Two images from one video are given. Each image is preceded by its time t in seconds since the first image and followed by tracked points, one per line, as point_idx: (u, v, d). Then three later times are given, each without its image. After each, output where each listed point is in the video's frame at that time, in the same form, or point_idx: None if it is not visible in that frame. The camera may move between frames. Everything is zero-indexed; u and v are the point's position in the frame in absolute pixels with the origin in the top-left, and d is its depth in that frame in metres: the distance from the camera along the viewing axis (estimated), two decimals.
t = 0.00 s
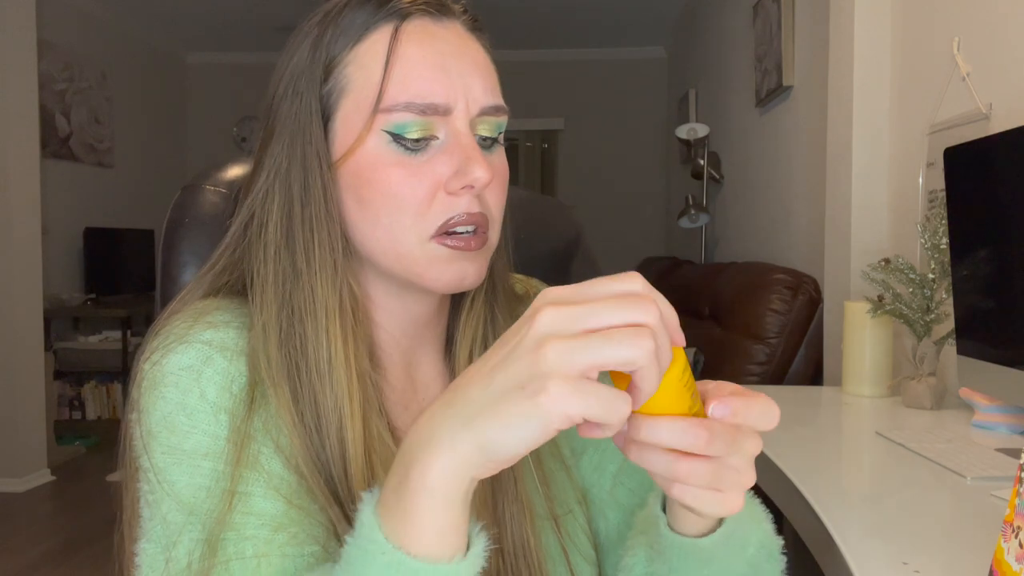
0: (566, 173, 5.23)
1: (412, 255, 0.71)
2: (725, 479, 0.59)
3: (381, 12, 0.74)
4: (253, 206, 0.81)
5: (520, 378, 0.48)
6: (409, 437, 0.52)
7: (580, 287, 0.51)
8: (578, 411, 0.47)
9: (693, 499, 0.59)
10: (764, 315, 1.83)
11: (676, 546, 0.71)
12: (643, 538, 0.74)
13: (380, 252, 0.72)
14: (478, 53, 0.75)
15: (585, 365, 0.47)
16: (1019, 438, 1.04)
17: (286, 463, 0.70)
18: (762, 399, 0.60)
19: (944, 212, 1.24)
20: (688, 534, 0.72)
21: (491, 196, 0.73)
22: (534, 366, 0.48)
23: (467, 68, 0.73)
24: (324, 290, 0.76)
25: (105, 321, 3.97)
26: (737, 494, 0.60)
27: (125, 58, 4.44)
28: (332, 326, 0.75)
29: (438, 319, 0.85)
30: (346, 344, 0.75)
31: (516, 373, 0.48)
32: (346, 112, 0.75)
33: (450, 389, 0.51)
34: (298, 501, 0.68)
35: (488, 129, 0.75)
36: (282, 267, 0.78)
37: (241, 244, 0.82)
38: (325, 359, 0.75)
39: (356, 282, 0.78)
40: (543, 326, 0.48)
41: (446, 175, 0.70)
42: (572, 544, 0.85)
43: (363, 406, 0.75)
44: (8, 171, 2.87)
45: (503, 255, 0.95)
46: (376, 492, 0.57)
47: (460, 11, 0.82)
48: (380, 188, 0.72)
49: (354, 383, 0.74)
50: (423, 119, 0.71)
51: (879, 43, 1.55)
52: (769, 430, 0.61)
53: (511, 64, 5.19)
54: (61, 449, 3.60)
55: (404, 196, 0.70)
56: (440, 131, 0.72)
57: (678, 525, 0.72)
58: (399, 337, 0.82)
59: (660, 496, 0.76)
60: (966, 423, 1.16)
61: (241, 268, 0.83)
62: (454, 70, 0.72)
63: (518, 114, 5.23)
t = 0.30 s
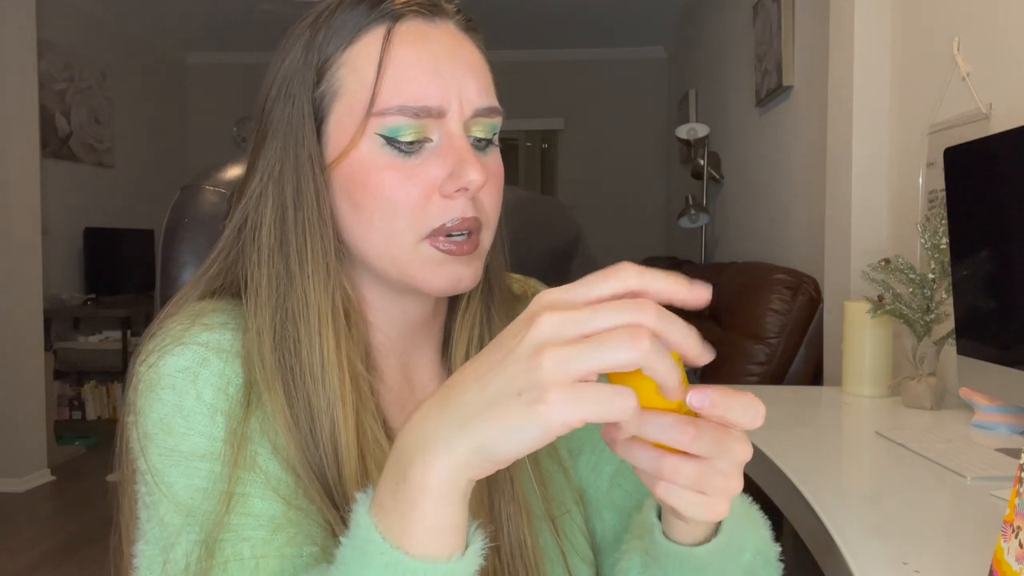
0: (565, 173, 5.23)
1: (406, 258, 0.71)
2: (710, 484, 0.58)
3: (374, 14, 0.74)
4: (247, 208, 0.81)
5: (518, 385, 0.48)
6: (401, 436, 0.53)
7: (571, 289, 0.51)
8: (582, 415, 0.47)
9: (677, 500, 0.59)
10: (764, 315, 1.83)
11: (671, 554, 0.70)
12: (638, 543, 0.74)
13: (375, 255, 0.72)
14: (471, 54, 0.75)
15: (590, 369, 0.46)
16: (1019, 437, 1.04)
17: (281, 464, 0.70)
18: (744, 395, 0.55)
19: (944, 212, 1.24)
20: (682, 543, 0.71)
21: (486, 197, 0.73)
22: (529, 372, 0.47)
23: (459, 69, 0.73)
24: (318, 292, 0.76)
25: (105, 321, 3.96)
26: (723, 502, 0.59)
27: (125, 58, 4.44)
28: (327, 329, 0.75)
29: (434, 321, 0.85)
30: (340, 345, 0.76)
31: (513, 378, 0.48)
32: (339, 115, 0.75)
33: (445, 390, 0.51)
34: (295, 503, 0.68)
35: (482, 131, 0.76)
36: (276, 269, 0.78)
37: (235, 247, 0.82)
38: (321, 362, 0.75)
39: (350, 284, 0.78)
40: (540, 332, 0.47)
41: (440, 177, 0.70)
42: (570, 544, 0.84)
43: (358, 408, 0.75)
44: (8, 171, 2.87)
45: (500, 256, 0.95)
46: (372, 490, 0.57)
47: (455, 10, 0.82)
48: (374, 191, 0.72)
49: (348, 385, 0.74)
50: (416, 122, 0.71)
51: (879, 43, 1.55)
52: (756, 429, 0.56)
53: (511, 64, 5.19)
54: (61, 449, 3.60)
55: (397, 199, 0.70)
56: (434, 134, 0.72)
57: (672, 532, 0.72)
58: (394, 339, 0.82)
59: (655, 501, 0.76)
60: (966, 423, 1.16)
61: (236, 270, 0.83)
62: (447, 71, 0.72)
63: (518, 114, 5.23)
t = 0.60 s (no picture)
0: (565, 173, 5.23)
1: (409, 257, 0.71)
2: (714, 480, 0.57)
3: (381, 16, 0.74)
4: (250, 207, 0.81)
5: (515, 389, 0.48)
6: (393, 438, 0.52)
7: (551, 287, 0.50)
8: (580, 414, 0.48)
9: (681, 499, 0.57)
10: (764, 315, 1.83)
11: (668, 559, 0.70)
12: (635, 546, 0.74)
13: (378, 254, 0.72)
14: (477, 57, 0.75)
15: (584, 370, 0.47)
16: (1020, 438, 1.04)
17: (280, 464, 0.70)
18: (727, 385, 0.56)
19: (944, 212, 1.24)
20: (677, 547, 0.71)
21: (488, 199, 0.73)
22: (528, 377, 0.47)
23: (466, 71, 0.73)
24: (320, 291, 0.76)
25: (105, 322, 3.96)
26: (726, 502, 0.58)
27: (125, 58, 4.44)
28: (330, 327, 0.75)
29: (435, 320, 0.85)
30: (342, 344, 0.75)
31: (509, 385, 0.48)
32: (346, 115, 0.75)
33: (432, 391, 0.51)
34: (295, 503, 0.68)
35: (485, 134, 0.76)
36: (278, 268, 0.77)
37: (237, 245, 0.82)
38: (322, 360, 0.74)
39: (353, 283, 0.78)
40: (529, 338, 0.47)
41: (445, 179, 0.71)
42: (570, 545, 0.84)
43: (359, 408, 0.74)
44: (8, 172, 2.87)
45: (499, 255, 0.95)
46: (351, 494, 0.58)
47: (458, 14, 0.82)
48: (379, 191, 0.71)
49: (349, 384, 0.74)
50: (421, 123, 0.71)
51: (879, 42, 1.55)
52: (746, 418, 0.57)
53: (511, 64, 5.19)
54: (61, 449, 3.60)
55: (402, 199, 0.70)
56: (439, 135, 0.72)
57: (667, 536, 0.72)
58: (395, 338, 0.82)
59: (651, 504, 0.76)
60: (966, 423, 1.16)
61: (237, 269, 0.82)
62: (454, 74, 0.72)
63: (518, 114, 5.23)
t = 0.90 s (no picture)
0: (565, 173, 5.23)
1: (407, 255, 0.71)
2: (693, 495, 0.58)
3: (376, 13, 0.74)
4: (249, 207, 0.81)
5: (516, 400, 0.47)
6: (396, 437, 0.52)
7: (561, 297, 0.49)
8: (574, 434, 0.48)
9: (661, 507, 0.60)
10: (764, 315, 1.83)
11: (680, 562, 0.70)
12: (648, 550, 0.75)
13: (376, 251, 0.72)
14: (472, 54, 0.75)
15: (587, 388, 0.47)
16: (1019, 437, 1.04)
17: (279, 462, 0.70)
18: (701, 401, 0.56)
19: (944, 212, 1.24)
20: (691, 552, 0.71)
21: (485, 195, 0.73)
22: (529, 389, 0.47)
23: (462, 68, 0.73)
24: (320, 289, 0.76)
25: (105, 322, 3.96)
26: (706, 516, 0.59)
27: (125, 57, 4.44)
28: (331, 325, 0.75)
29: (434, 317, 0.85)
30: (343, 342, 0.75)
31: (512, 390, 0.47)
32: (341, 113, 0.75)
33: (434, 392, 0.50)
34: (294, 502, 0.68)
35: (482, 131, 0.76)
36: (278, 267, 0.77)
37: (237, 244, 0.82)
38: (322, 358, 0.74)
39: (353, 280, 0.78)
40: (538, 348, 0.46)
41: (442, 176, 0.71)
42: (578, 543, 0.84)
43: (360, 404, 0.74)
44: (8, 171, 2.87)
45: (497, 254, 0.95)
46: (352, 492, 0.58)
47: (454, 12, 0.82)
48: (376, 189, 0.71)
49: (350, 381, 0.74)
50: (417, 120, 0.71)
51: (879, 42, 1.55)
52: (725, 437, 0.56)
53: (511, 64, 5.19)
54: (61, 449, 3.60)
55: (400, 197, 0.70)
56: (435, 132, 0.72)
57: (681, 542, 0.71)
58: (395, 335, 0.82)
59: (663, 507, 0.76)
60: (966, 423, 1.16)
61: (237, 269, 0.82)
62: (450, 72, 0.72)
63: (518, 114, 5.23)
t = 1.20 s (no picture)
0: (565, 173, 5.23)
1: (409, 254, 0.71)
2: (675, 489, 0.59)
3: (378, 13, 0.74)
4: (250, 207, 0.81)
5: (533, 410, 0.48)
6: (405, 447, 0.51)
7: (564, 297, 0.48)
8: (593, 434, 0.49)
9: (644, 492, 0.61)
10: (764, 315, 1.83)
11: (674, 555, 0.71)
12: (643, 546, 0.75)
13: (378, 250, 0.72)
14: (475, 53, 0.75)
15: (603, 391, 0.48)
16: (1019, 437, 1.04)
17: (279, 461, 0.70)
18: (685, 400, 0.55)
19: (944, 213, 1.24)
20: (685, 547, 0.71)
21: (487, 194, 0.73)
22: (548, 399, 0.47)
23: (465, 68, 0.73)
24: (322, 288, 0.76)
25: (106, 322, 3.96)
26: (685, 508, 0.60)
27: (125, 58, 4.44)
28: (332, 325, 0.75)
29: (435, 316, 0.85)
30: (345, 341, 0.75)
31: (529, 402, 0.48)
32: (344, 112, 0.75)
33: (443, 401, 0.50)
34: (295, 502, 0.68)
35: (484, 130, 0.76)
36: (280, 266, 0.77)
37: (238, 243, 0.82)
38: (324, 358, 0.74)
39: (355, 280, 0.77)
40: (555, 360, 0.47)
41: (444, 175, 0.71)
42: (577, 542, 0.84)
43: (361, 404, 0.74)
44: (8, 171, 2.87)
45: (497, 253, 0.95)
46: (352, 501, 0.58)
47: (455, 11, 0.82)
48: (379, 188, 0.72)
49: (351, 381, 0.74)
50: (420, 119, 0.71)
51: (879, 42, 1.55)
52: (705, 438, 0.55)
53: (511, 64, 5.19)
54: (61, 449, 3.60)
55: (402, 196, 0.70)
56: (438, 132, 0.72)
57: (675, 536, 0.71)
58: (396, 334, 0.82)
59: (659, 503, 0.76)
60: (966, 423, 1.16)
61: (238, 269, 0.82)
62: (453, 72, 0.72)
63: (518, 114, 5.23)
